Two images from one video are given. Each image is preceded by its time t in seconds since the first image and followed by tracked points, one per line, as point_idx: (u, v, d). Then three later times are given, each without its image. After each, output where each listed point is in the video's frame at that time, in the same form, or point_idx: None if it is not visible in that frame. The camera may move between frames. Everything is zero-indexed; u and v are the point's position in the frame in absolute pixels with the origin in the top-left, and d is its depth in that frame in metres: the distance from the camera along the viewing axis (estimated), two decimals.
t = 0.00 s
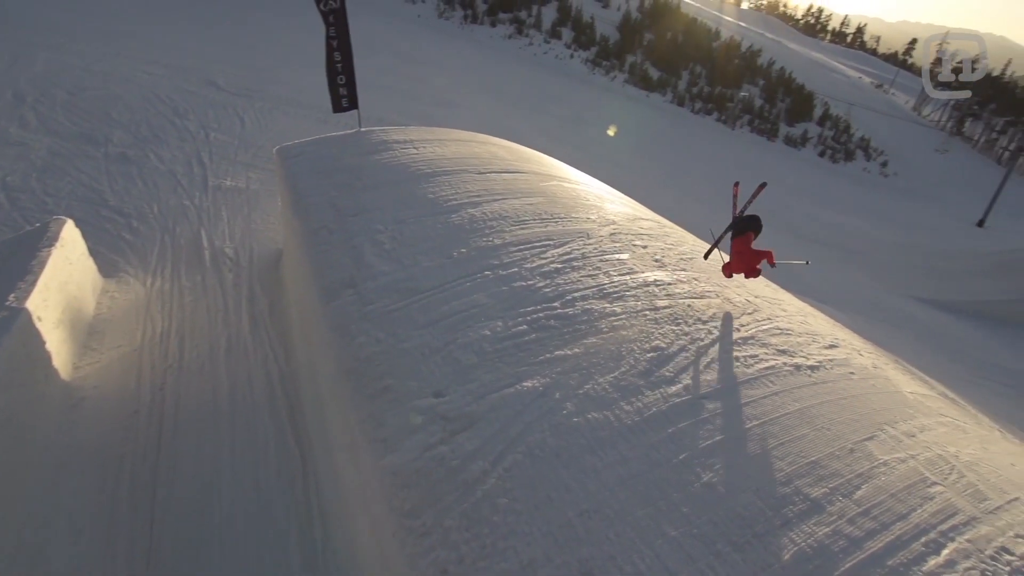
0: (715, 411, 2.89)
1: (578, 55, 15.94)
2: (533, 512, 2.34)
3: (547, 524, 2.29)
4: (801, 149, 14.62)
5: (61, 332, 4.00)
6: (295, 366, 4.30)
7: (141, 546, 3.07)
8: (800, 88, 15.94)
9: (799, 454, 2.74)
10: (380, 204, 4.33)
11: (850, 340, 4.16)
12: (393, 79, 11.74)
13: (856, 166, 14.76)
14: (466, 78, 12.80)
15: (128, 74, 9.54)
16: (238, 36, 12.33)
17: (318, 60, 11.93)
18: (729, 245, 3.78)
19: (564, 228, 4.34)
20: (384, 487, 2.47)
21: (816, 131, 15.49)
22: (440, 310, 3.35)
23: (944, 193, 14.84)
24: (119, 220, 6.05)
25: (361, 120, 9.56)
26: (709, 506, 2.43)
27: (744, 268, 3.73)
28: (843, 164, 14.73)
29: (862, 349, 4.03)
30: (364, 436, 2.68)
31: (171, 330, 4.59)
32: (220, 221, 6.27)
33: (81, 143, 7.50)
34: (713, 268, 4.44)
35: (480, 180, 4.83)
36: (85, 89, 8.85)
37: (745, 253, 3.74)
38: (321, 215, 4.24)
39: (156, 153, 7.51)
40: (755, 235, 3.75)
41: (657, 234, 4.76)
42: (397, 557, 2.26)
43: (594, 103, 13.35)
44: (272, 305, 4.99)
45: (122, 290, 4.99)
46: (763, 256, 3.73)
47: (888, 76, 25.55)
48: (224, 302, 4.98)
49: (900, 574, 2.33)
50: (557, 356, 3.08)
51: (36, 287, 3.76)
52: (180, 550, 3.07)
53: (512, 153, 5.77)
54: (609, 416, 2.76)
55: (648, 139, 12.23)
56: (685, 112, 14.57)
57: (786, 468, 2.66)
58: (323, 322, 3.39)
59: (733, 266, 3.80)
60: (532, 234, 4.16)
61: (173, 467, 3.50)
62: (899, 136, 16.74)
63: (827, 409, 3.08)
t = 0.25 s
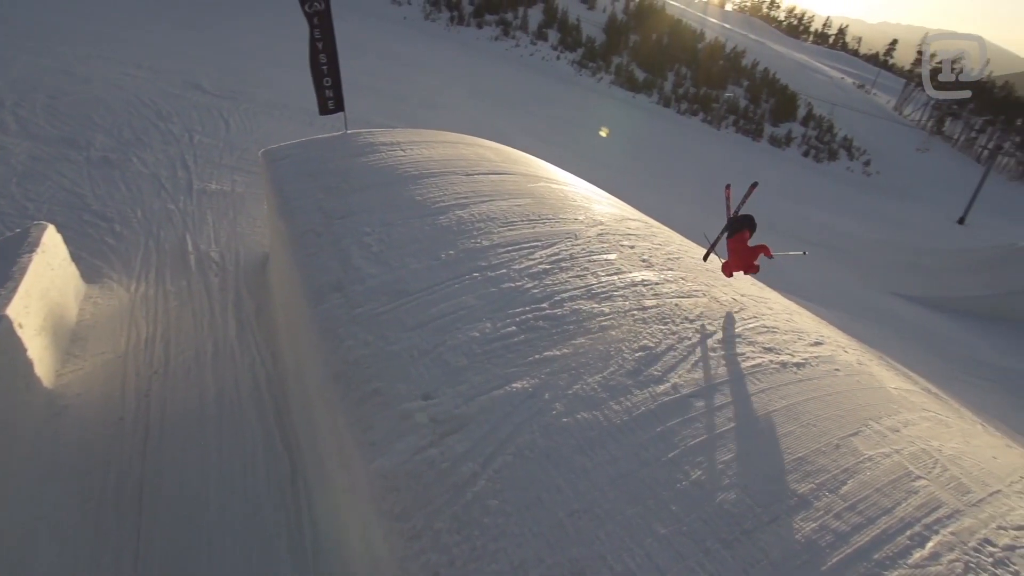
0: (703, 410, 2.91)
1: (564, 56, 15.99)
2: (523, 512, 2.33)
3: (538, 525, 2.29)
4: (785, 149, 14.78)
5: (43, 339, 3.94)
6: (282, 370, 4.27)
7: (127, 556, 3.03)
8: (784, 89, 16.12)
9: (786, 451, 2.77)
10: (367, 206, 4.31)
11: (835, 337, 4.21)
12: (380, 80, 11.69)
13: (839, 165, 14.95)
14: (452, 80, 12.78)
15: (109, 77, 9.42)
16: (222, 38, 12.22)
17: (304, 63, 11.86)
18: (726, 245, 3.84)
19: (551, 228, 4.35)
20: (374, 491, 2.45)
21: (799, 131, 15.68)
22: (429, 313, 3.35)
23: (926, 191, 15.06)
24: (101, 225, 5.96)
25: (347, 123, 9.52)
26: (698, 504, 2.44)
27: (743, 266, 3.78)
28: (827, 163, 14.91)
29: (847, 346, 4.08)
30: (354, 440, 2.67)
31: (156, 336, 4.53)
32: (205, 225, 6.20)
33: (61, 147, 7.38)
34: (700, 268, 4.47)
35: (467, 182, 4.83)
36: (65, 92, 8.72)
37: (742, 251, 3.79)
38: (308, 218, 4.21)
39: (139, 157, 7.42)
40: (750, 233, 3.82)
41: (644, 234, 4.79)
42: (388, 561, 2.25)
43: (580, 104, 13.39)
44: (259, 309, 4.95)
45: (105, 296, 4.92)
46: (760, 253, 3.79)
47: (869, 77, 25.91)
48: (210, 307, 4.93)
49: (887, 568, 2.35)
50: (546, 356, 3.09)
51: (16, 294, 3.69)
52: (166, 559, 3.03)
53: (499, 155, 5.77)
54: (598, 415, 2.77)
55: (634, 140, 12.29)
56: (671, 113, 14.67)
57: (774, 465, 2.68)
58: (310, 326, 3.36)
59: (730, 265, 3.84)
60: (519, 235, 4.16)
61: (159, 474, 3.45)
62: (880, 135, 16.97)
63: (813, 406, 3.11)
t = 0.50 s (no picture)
0: (692, 408, 2.93)
1: (551, 57, 16.03)
2: (514, 513, 2.33)
3: (528, 525, 2.29)
4: (770, 148, 14.93)
5: (25, 346, 3.87)
6: (270, 374, 4.24)
7: (112, 565, 2.98)
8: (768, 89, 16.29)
9: (773, 447, 2.80)
10: (355, 209, 4.29)
11: (820, 334, 4.26)
12: (366, 82, 11.65)
13: (823, 164, 15.12)
14: (439, 81, 12.77)
15: (90, 79, 9.28)
16: (205, 40, 12.11)
17: (289, 65, 11.79)
18: (722, 244, 4.23)
19: (539, 229, 4.36)
20: (363, 494, 2.43)
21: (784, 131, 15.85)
22: (418, 315, 3.34)
23: (908, 189, 15.27)
24: (84, 230, 5.88)
25: (333, 125, 9.48)
26: (687, 502, 2.45)
27: (741, 262, 4.18)
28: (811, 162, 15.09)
29: (832, 343, 4.13)
30: (342, 443, 2.65)
31: (140, 342, 4.47)
32: (190, 229, 6.14)
33: (41, 150, 7.26)
34: (687, 267, 4.50)
35: (455, 183, 4.83)
36: (45, 94, 8.57)
37: (739, 248, 4.19)
38: (295, 220, 4.19)
39: (122, 160, 7.32)
40: (744, 231, 4.22)
41: (632, 234, 4.81)
42: (377, 564, 2.23)
43: (568, 105, 13.43)
44: (246, 313, 4.91)
45: (88, 301, 4.85)
46: (754, 248, 4.20)
47: (852, 77, 26.25)
48: (196, 311, 4.88)
49: (873, 561, 2.38)
50: (535, 357, 3.09)
51: None
52: (153, 566, 2.99)
53: (487, 156, 5.78)
54: (588, 415, 2.78)
55: (621, 140, 12.35)
56: (657, 113, 14.77)
57: (762, 462, 2.70)
58: (298, 329, 3.34)
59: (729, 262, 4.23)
60: (507, 236, 4.17)
61: (144, 481, 3.41)
62: (863, 135, 17.21)
63: (800, 403, 3.15)
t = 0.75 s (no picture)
0: (681, 406, 2.95)
1: (538, 58, 16.06)
2: (504, 514, 2.33)
3: (519, 525, 2.29)
4: (756, 148, 15.07)
5: (7, 352, 3.81)
6: (258, 378, 4.21)
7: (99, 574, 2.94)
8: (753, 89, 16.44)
9: (761, 444, 2.82)
10: (343, 211, 4.27)
11: (807, 332, 4.30)
12: (353, 83, 11.59)
13: (808, 163, 15.28)
14: (426, 82, 12.74)
15: (72, 81, 9.15)
16: (189, 41, 12.00)
17: (274, 66, 11.71)
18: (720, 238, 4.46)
19: (527, 230, 4.36)
20: (353, 497, 2.42)
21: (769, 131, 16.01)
22: (406, 316, 3.33)
23: (891, 187, 15.48)
24: (66, 234, 5.79)
25: (320, 127, 9.42)
26: (677, 499, 2.47)
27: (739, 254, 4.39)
28: (796, 162, 15.24)
29: (818, 340, 4.18)
30: (332, 447, 2.63)
31: (125, 347, 4.42)
32: (175, 232, 6.08)
33: (22, 153, 7.14)
34: (675, 266, 4.53)
35: (443, 184, 4.82)
36: (25, 96, 8.43)
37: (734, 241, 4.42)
38: (281, 223, 4.16)
39: (105, 163, 7.23)
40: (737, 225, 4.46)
41: (620, 234, 4.83)
42: (367, 568, 2.21)
43: (555, 106, 13.46)
44: (233, 317, 4.87)
45: (72, 306, 4.78)
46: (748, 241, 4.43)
47: (835, 76, 26.56)
48: (182, 316, 4.83)
49: (860, 555, 2.41)
50: (524, 357, 3.09)
51: None
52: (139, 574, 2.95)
53: (475, 157, 5.78)
54: (577, 415, 2.78)
55: (609, 141, 12.40)
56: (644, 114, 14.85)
57: (750, 458, 2.73)
58: (286, 332, 3.32)
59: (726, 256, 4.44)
60: (496, 237, 4.17)
61: (131, 487, 3.36)
62: (846, 135, 17.41)
63: (786, 400, 3.17)
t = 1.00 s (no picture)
0: (670, 405, 2.96)
1: (526, 59, 16.08)
2: (496, 515, 2.32)
3: (511, 526, 2.29)
4: (743, 148, 15.20)
5: None
6: (246, 382, 4.18)
7: None
8: (740, 90, 16.57)
9: (750, 442, 2.84)
10: (332, 213, 4.25)
11: (794, 330, 4.34)
12: (341, 85, 11.55)
13: (794, 163, 15.43)
14: (415, 83, 12.72)
15: (54, 82, 9.03)
16: (174, 43, 11.89)
17: (260, 68, 11.63)
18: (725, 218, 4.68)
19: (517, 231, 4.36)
20: (343, 501, 2.40)
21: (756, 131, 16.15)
22: (396, 318, 3.32)
23: (875, 186, 15.66)
24: (50, 238, 5.71)
25: (307, 129, 9.38)
26: (667, 498, 2.48)
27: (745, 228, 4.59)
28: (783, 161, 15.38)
29: (805, 338, 4.22)
30: (322, 451, 2.61)
31: (111, 352, 4.36)
32: (161, 236, 6.02)
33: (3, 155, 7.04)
34: (664, 266, 4.55)
35: (432, 186, 4.82)
36: (5, 98, 8.30)
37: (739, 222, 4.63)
38: (269, 225, 4.13)
39: (89, 166, 7.14)
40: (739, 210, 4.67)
41: (609, 234, 4.85)
42: (358, 572, 2.20)
43: (543, 107, 13.49)
44: (220, 321, 4.83)
45: (56, 311, 4.71)
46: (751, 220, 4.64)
47: (820, 77, 26.83)
48: (169, 320, 4.78)
49: (848, 550, 2.43)
50: (515, 358, 3.09)
51: None
52: None
53: (464, 158, 5.77)
54: (568, 415, 2.79)
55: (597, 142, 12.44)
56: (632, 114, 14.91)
57: (739, 456, 2.74)
58: (275, 336, 3.29)
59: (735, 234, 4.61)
60: (485, 238, 4.17)
61: (117, 494, 3.32)
62: (832, 135, 17.60)
63: (774, 398, 3.20)
